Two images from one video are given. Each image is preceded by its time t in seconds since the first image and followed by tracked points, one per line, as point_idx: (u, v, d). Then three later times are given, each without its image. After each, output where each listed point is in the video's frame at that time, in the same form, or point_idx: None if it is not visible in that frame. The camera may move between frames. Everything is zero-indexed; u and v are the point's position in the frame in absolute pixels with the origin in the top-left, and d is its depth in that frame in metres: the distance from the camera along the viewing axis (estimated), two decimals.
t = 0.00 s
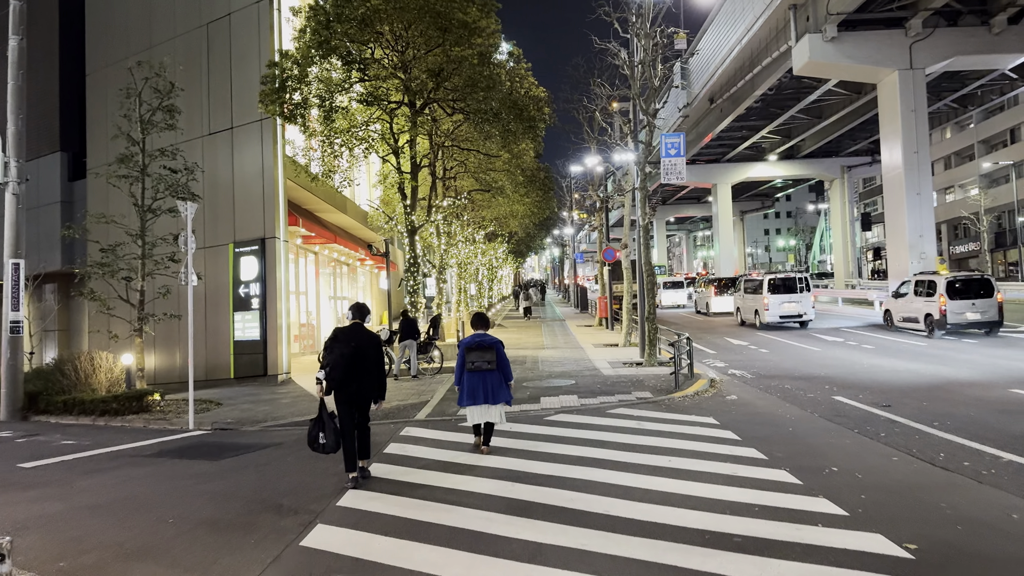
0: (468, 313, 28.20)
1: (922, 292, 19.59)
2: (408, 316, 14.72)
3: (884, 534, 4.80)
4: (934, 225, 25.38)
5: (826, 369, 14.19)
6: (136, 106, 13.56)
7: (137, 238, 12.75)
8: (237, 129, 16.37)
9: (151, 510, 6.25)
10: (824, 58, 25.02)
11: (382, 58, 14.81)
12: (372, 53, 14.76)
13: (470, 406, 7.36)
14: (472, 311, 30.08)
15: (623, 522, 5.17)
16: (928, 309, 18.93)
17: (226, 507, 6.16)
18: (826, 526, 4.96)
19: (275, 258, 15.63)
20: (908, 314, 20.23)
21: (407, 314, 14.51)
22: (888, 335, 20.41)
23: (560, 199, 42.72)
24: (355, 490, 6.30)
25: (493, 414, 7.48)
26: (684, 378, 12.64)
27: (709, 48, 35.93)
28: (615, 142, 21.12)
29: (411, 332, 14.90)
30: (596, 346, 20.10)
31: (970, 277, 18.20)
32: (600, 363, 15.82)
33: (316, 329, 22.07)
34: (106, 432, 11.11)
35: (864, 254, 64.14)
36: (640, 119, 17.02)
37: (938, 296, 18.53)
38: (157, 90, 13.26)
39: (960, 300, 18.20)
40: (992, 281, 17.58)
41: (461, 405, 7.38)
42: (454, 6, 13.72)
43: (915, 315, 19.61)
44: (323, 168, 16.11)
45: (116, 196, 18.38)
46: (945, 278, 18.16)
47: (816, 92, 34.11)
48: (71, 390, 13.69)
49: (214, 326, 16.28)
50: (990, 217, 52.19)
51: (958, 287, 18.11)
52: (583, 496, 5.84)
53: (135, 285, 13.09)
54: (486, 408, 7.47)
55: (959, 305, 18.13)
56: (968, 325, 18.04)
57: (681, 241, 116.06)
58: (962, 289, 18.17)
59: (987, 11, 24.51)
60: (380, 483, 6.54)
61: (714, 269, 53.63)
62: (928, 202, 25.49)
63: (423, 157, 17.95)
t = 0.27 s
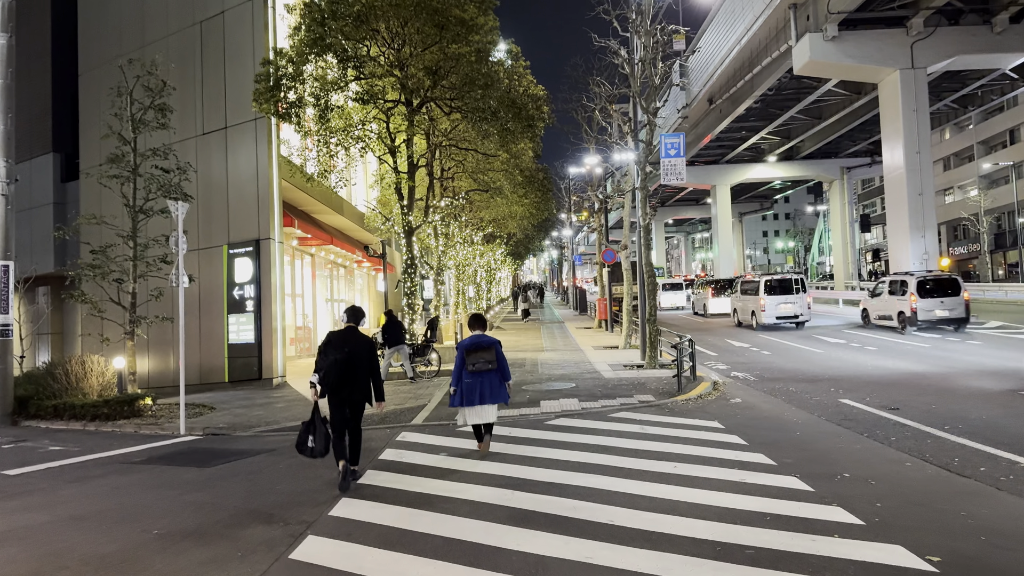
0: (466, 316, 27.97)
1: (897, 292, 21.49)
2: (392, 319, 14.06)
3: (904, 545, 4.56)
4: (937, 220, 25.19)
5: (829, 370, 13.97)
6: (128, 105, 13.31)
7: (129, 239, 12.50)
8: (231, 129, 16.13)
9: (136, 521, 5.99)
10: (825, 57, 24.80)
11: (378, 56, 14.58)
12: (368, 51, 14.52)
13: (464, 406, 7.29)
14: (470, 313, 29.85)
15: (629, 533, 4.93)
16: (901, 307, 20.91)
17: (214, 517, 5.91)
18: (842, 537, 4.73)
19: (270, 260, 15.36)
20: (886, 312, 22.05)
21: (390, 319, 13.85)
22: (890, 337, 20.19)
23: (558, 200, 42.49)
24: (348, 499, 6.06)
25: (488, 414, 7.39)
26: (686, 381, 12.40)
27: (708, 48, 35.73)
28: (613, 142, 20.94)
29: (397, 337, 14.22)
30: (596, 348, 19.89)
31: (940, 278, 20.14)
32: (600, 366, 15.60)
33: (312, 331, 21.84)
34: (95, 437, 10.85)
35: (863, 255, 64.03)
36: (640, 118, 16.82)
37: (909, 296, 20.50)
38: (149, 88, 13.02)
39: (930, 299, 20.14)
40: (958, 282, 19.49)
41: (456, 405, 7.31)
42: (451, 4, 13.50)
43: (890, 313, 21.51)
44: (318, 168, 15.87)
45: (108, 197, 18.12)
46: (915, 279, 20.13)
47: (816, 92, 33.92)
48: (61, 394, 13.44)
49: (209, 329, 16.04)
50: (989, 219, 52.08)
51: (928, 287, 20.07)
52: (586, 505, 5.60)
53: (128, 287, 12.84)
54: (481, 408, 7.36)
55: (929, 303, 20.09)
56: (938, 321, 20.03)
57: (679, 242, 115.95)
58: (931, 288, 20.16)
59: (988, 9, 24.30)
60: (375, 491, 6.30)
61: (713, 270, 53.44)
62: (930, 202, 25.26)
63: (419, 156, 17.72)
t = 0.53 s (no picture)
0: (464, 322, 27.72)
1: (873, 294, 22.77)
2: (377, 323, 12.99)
3: (933, 562, 4.29)
4: (938, 224, 24.97)
5: (834, 375, 13.72)
6: (119, 107, 13.02)
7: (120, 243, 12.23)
8: (226, 131, 15.88)
9: (120, 535, 5.70)
10: (825, 60, 24.60)
11: (375, 57, 14.34)
12: (364, 52, 14.28)
13: (466, 410, 7.25)
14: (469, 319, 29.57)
15: (639, 549, 4.66)
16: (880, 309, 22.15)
17: (202, 533, 5.62)
18: (865, 552, 4.46)
19: (265, 264, 15.08)
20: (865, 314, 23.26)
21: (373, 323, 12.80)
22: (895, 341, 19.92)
23: (557, 205, 42.23)
24: (342, 513, 5.79)
25: (489, 416, 7.39)
26: (690, 388, 12.12)
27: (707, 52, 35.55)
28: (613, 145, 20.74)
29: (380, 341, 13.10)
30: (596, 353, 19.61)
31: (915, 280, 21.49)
32: (602, 371, 15.33)
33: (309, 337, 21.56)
34: (84, 447, 10.56)
35: (862, 260, 63.85)
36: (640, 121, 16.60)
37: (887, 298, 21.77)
38: (141, 90, 12.74)
39: (905, 300, 21.51)
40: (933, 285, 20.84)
41: (457, 408, 7.28)
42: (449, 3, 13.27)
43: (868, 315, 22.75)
44: (315, 171, 15.61)
45: (100, 201, 17.84)
46: (893, 282, 21.41)
47: (815, 95, 33.75)
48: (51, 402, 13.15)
49: (203, 335, 15.76)
50: (989, 222, 51.92)
51: (904, 290, 21.46)
52: (592, 519, 5.32)
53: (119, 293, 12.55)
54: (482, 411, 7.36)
55: (905, 304, 21.46)
56: (913, 321, 21.35)
57: (677, 247, 115.82)
58: (908, 291, 21.46)
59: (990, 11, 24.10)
60: (371, 504, 6.01)
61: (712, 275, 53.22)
62: (933, 206, 25.02)
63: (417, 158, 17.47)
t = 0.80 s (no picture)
0: (465, 328, 27.44)
1: (855, 297, 23.71)
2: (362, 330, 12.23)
3: None
4: (944, 229, 24.76)
5: (842, 382, 13.45)
6: (112, 109, 12.77)
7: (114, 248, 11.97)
8: (222, 136, 15.65)
9: (103, 553, 5.42)
10: (829, 63, 24.38)
11: (374, 59, 14.12)
12: (362, 54, 14.06)
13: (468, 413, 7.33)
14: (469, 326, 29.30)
15: (651, 568, 4.37)
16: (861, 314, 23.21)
17: (190, 550, 5.34)
18: (892, 572, 4.17)
19: (263, 269, 14.83)
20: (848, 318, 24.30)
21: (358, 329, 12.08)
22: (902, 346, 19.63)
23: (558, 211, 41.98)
24: (337, 528, 5.51)
25: (492, 421, 7.43)
26: (696, 395, 11.82)
27: (709, 56, 35.33)
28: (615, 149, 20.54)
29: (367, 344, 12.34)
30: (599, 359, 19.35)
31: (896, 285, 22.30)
32: (605, 378, 15.05)
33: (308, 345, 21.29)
34: (75, 457, 10.27)
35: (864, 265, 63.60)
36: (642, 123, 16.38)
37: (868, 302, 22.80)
38: (135, 92, 12.49)
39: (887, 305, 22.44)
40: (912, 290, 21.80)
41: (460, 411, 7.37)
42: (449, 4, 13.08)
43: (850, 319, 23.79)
44: (313, 175, 15.36)
45: (95, 207, 17.59)
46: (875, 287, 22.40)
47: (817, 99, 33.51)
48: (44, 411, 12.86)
49: (199, 342, 15.49)
50: (992, 227, 51.70)
51: (886, 295, 22.39)
52: (601, 535, 5.04)
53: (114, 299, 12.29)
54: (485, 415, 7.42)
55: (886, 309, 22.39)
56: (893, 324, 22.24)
57: (678, 253, 115.63)
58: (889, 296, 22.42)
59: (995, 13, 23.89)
60: (367, 519, 5.72)
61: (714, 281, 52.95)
62: (939, 210, 24.78)
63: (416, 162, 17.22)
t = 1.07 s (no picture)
0: (470, 329, 27.20)
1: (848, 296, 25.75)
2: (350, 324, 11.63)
3: None
4: (956, 229, 24.42)
5: (854, 383, 13.18)
6: (110, 106, 12.54)
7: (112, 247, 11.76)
8: (224, 134, 15.46)
9: (90, 560, 5.18)
10: (838, 61, 24.09)
11: (376, 54, 13.90)
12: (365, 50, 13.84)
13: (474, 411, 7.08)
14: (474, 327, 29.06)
15: None
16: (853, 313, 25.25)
17: (180, 557, 5.10)
18: None
19: (265, 269, 14.61)
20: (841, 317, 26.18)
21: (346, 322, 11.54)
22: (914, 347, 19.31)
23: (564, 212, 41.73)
24: (333, 535, 5.27)
25: (497, 420, 7.15)
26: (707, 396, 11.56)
27: (716, 55, 35.04)
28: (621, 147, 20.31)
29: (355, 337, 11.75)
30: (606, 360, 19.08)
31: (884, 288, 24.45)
32: (612, 380, 14.79)
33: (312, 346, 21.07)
34: (71, 460, 10.06)
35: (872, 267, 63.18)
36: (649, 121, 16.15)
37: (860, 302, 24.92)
38: (134, 89, 12.27)
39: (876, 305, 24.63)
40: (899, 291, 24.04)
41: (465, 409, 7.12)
42: None
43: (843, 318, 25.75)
44: (316, 172, 15.13)
45: (96, 207, 17.42)
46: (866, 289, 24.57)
47: (826, 99, 33.19)
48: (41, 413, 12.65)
49: (200, 344, 15.28)
50: (1002, 228, 51.26)
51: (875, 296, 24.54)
52: (610, 542, 4.79)
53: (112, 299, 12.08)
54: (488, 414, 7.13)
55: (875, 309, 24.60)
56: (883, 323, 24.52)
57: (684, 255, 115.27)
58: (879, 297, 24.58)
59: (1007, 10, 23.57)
60: (366, 524, 5.48)
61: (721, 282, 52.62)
62: (950, 209, 24.45)
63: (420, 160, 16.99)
